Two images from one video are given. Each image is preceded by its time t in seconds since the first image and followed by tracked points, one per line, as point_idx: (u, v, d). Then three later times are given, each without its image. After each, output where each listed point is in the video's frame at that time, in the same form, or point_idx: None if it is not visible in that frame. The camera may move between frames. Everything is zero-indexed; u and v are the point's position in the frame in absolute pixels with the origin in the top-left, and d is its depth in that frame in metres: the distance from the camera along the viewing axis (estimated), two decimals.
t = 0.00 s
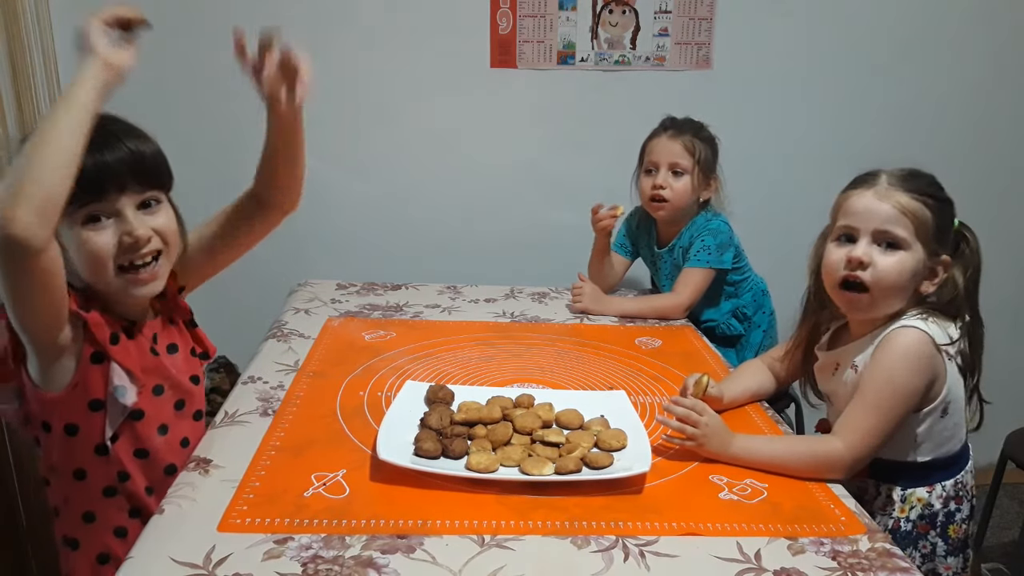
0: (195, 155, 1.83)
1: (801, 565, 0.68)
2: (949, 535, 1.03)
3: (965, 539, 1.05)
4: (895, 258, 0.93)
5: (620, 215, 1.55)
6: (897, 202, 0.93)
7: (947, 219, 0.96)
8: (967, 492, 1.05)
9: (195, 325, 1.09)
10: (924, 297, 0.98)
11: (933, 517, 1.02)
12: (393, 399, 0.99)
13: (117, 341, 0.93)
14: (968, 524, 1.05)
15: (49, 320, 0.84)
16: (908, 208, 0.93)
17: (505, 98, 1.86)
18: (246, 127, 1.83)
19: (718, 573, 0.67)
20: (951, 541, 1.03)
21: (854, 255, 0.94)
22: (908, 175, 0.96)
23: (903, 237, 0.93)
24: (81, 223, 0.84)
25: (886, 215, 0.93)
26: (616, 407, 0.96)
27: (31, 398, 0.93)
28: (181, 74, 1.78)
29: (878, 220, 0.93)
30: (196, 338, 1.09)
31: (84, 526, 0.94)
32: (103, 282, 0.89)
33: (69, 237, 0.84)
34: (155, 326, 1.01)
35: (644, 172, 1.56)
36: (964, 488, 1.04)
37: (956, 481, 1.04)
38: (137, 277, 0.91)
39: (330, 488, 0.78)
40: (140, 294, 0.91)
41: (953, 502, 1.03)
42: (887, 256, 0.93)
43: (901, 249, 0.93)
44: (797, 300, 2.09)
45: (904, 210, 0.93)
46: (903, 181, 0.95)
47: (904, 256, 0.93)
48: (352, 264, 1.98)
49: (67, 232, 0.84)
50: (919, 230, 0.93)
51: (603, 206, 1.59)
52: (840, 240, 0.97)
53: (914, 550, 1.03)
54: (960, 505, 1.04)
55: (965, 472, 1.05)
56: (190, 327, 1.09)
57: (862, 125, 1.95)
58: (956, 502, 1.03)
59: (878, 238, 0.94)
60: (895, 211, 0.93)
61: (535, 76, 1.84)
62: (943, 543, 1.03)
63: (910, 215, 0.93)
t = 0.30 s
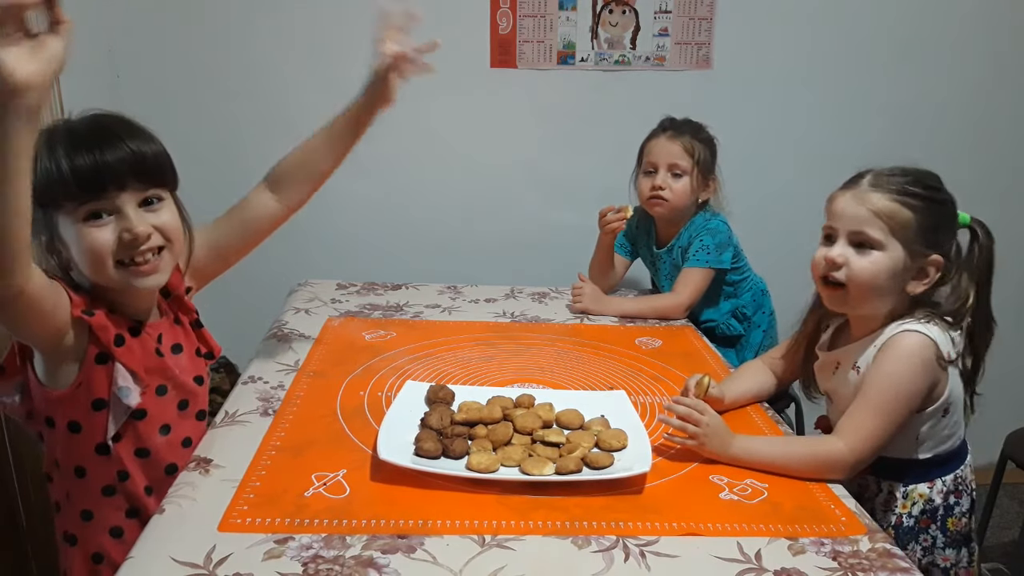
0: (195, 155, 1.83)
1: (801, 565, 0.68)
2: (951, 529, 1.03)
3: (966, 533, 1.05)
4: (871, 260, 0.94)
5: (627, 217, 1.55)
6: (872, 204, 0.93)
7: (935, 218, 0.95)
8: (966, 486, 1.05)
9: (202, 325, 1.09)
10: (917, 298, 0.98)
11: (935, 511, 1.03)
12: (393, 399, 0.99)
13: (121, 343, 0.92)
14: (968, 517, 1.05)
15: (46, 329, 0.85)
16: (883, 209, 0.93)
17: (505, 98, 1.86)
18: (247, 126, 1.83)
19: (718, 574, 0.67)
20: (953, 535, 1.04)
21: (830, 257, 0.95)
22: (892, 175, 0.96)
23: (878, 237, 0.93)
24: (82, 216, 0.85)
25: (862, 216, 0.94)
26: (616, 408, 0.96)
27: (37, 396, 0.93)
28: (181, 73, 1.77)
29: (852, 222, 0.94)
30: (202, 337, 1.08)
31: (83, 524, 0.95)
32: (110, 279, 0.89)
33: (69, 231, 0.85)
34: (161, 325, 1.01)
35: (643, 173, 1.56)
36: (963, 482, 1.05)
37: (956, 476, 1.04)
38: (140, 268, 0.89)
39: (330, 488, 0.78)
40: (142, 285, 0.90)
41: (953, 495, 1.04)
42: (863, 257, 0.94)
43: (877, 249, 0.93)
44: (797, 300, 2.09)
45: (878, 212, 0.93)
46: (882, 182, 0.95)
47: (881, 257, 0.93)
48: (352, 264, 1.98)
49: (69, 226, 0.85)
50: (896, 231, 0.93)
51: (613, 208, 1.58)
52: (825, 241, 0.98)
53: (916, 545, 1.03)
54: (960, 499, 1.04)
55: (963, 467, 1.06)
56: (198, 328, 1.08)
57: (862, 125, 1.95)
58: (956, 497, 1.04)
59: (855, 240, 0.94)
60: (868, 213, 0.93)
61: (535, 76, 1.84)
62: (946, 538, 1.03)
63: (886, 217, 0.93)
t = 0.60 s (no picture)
0: (197, 156, 1.84)
1: (801, 565, 0.68)
2: (935, 513, 1.02)
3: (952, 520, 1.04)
4: (859, 243, 0.95)
5: (629, 218, 1.55)
6: (869, 190, 0.95)
7: (933, 212, 0.94)
8: (947, 471, 1.06)
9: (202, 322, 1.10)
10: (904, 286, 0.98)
11: (915, 493, 1.03)
12: (393, 399, 0.99)
13: (133, 344, 0.93)
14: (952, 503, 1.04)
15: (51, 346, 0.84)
16: (878, 196, 0.94)
17: (505, 98, 1.86)
18: (247, 127, 1.83)
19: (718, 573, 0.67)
20: (937, 519, 1.03)
21: (822, 234, 0.99)
22: (897, 164, 0.96)
23: (868, 223, 0.95)
24: (79, 214, 0.85)
25: (858, 202, 0.95)
26: (617, 407, 0.96)
27: (46, 399, 0.93)
28: (181, 74, 1.78)
29: (847, 204, 0.96)
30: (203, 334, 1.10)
31: (96, 526, 0.95)
32: (107, 278, 0.88)
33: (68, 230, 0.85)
34: (167, 324, 1.01)
35: (655, 174, 1.55)
36: (943, 466, 1.05)
37: (935, 459, 1.04)
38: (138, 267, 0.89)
39: (330, 488, 0.78)
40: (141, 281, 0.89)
41: (934, 478, 1.03)
42: (852, 239, 0.96)
43: (866, 234, 0.95)
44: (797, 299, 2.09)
45: (872, 199, 0.95)
46: (886, 171, 0.96)
47: (869, 242, 0.95)
48: (352, 264, 1.98)
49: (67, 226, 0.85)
50: (887, 218, 0.94)
51: (613, 208, 1.58)
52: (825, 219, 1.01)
53: (898, 527, 1.02)
54: (940, 483, 1.04)
55: (943, 452, 1.06)
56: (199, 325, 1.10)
57: (862, 125, 1.95)
58: (937, 480, 1.04)
59: (848, 221, 0.97)
60: (863, 198, 0.95)
61: (535, 76, 1.84)
62: (930, 521, 1.02)
63: (879, 204, 0.94)
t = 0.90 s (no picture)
0: (196, 156, 1.83)
1: (801, 564, 0.68)
2: (940, 504, 1.04)
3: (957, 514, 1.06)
4: (857, 233, 0.96)
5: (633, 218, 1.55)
6: (867, 181, 0.96)
7: (928, 204, 0.95)
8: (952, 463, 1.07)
9: (202, 323, 1.11)
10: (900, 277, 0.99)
11: (921, 482, 1.04)
12: (393, 399, 0.99)
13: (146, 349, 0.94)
14: (956, 496, 1.06)
15: (73, 365, 0.83)
16: (876, 188, 0.95)
17: (505, 98, 1.86)
18: (247, 128, 1.83)
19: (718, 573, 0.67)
20: (942, 510, 1.04)
21: (820, 225, 0.99)
22: (894, 159, 0.97)
23: (865, 213, 0.95)
24: (81, 219, 0.85)
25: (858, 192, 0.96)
26: (617, 408, 0.96)
27: (53, 403, 0.93)
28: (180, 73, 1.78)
29: (846, 196, 0.97)
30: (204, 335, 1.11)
31: (98, 530, 0.95)
32: (109, 282, 0.88)
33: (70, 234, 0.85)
34: (169, 328, 1.03)
35: (661, 174, 1.54)
36: (947, 457, 1.07)
37: (940, 450, 1.06)
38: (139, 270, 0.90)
39: (330, 488, 0.78)
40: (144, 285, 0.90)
41: (940, 469, 1.05)
42: (849, 229, 0.96)
43: (864, 224, 0.95)
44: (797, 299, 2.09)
45: (870, 190, 0.95)
46: (883, 164, 0.97)
47: (866, 232, 0.95)
48: (351, 264, 1.98)
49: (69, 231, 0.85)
50: (884, 209, 0.95)
51: (617, 209, 1.59)
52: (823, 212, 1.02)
53: (903, 515, 1.04)
54: (945, 474, 1.06)
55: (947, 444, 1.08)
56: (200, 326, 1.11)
57: (862, 125, 1.95)
58: (942, 471, 1.06)
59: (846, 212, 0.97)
60: (862, 189, 0.95)
61: (535, 76, 1.84)
62: (935, 510, 1.04)
63: (877, 195, 0.95)
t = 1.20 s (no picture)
0: (196, 156, 1.83)
1: (801, 564, 0.68)
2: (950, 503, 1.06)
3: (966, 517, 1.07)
4: (870, 229, 0.97)
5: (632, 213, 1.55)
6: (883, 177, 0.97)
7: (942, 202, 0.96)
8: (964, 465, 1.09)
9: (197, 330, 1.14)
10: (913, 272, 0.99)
11: (933, 481, 1.06)
12: (392, 399, 0.99)
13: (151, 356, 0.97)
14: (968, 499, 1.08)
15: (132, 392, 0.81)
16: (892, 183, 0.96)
17: (505, 98, 1.86)
18: (247, 128, 1.83)
19: (718, 573, 0.67)
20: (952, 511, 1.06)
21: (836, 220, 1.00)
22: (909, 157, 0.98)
23: (881, 207, 0.96)
24: (65, 234, 0.84)
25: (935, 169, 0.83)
26: (616, 408, 0.96)
27: (54, 406, 0.94)
28: (180, 73, 1.78)
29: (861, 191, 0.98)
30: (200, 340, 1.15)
31: (94, 535, 0.95)
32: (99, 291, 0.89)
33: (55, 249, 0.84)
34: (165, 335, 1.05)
35: (659, 173, 1.54)
36: (959, 458, 1.08)
37: (954, 451, 1.07)
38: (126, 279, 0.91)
39: (330, 488, 0.78)
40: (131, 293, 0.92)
41: (952, 469, 1.06)
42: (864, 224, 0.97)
43: (879, 218, 0.96)
44: (797, 299, 2.09)
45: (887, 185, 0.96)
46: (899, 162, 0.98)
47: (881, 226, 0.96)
48: (351, 264, 1.98)
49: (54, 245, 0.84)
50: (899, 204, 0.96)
51: (616, 203, 1.57)
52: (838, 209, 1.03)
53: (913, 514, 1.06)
54: (957, 474, 1.07)
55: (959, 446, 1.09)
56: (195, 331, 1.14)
57: (862, 126, 1.95)
58: (955, 471, 1.07)
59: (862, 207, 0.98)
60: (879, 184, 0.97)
61: (535, 76, 1.84)
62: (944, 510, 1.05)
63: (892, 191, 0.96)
